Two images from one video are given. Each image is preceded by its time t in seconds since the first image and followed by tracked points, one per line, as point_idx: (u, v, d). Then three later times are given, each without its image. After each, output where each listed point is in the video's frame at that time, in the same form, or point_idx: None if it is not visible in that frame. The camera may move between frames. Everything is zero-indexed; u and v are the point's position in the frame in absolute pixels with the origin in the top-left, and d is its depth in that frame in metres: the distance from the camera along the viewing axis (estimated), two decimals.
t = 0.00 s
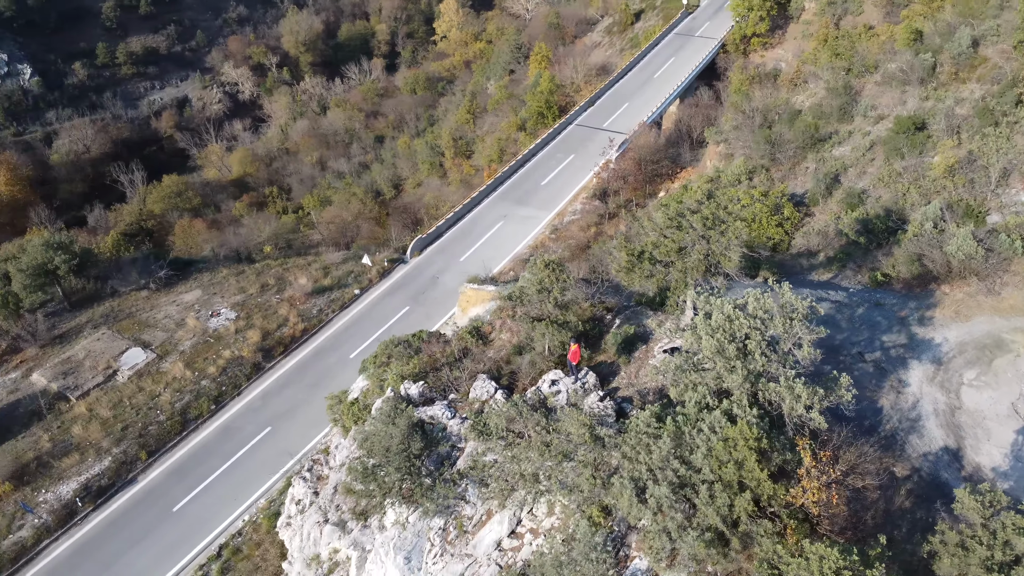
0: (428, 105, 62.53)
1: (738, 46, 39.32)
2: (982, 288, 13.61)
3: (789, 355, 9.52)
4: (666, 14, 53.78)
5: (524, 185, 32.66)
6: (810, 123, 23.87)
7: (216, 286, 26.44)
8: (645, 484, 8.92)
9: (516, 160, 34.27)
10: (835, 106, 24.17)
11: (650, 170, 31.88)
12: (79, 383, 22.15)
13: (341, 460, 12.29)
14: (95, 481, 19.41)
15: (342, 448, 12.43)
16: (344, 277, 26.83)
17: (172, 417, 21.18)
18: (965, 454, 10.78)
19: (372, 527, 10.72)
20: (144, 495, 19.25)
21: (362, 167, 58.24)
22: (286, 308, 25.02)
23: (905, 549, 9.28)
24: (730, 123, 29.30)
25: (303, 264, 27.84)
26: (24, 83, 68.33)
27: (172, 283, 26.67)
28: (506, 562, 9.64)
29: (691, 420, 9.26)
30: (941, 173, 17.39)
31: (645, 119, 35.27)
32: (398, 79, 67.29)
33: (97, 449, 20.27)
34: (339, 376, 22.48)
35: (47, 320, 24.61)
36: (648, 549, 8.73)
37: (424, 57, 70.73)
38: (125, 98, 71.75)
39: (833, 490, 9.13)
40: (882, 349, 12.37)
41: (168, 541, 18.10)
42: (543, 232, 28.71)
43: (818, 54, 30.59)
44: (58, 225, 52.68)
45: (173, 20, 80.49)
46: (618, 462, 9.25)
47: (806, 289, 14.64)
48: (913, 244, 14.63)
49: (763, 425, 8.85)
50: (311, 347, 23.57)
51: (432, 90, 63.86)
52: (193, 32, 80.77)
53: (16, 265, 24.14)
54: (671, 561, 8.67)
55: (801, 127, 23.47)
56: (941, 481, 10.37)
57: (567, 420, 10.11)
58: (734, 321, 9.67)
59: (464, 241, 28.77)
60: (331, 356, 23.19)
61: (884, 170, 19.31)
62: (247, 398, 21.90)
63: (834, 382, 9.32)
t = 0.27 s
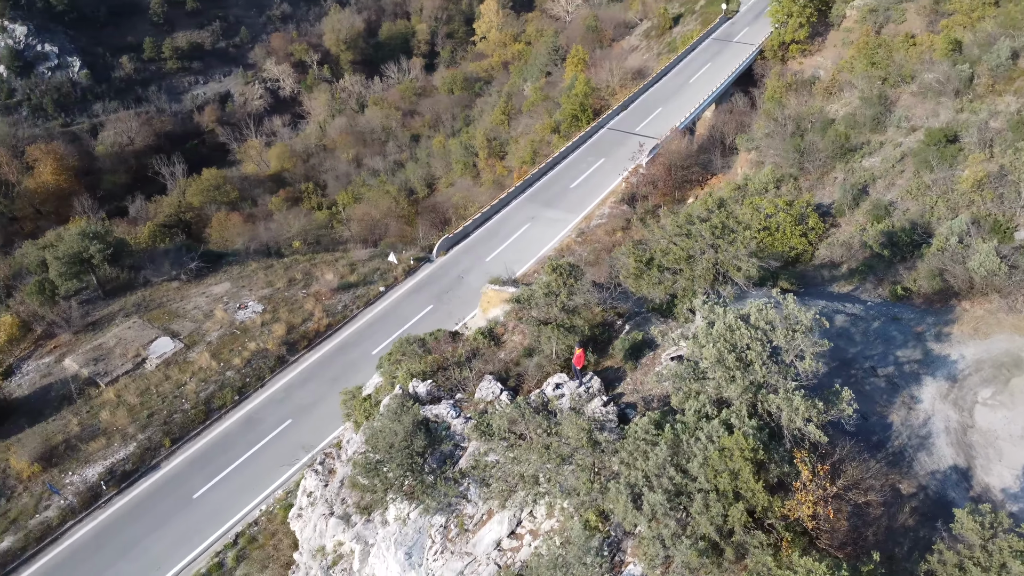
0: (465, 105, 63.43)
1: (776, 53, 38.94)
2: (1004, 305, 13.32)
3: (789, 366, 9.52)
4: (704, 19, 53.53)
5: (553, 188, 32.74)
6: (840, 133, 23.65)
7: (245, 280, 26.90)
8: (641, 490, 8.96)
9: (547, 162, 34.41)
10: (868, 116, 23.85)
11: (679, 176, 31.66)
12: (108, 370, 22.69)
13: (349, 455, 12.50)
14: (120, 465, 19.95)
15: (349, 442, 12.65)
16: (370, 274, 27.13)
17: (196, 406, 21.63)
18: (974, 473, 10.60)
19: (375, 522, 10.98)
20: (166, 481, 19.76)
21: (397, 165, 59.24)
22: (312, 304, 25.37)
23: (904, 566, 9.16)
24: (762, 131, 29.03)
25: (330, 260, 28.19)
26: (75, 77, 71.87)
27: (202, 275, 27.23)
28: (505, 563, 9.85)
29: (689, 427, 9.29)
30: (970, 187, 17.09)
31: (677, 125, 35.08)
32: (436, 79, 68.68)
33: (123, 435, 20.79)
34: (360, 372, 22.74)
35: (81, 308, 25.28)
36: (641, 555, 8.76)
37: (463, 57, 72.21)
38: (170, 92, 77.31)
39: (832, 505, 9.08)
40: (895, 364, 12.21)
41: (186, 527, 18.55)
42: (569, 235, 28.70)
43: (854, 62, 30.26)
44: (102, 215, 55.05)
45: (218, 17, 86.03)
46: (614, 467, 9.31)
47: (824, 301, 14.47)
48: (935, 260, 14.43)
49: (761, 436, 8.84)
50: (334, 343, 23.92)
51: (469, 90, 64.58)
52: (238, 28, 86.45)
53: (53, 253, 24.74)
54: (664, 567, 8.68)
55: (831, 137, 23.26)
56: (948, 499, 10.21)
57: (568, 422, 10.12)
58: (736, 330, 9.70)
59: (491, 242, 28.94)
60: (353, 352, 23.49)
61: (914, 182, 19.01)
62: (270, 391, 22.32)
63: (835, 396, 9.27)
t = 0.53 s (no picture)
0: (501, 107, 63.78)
1: (815, 61, 38.46)
2: None
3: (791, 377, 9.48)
4: (744, 25, 53.10)
5: (582, 191, 32.75)
6: (871, 144, 23.42)
7: (274, 274, 27.38)
8: (636, 497, 8.97)
9: (577, 166, 34.46)
10: (902, 127, 23.51)
11: (710, 183, 31.40)
12: (137, 358, 23.30)
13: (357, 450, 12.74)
14: (144, 451, 20.50)
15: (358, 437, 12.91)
16: (396, 272, 27.44)
17: (221, 396, 22.11)
18: (984, 494, 10.40)
19: (378, 517, 11.17)
20: (188, 469, 20.22)
21: (432, 165, 59.69)
22: (337, 299, 25.72)
23: None
24: (794, 140, 28.74)
25: (358, 257, 28.56)
26: (124, 72, 74.05)
27: (232, 268, 27.77)
28: (503, 562, 9.88)
29: (687, 436, 9.28)
30: (998, 204, 16.83)
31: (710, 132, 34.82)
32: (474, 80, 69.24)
33: (149, 422, 21.34)
34: (382, 369, 22.99)
35: (115, 296, 25.99)
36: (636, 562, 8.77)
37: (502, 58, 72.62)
38: (214, 88, 78.78)
39: (831, 520, 9.00)
40: (908, 381, 12.05)
41: (205, 515, 18.97)
42: (596, 239, 28.67)
43: (892, 73, 29.86)
44: (143, 207, 56.34)
45: (263, 15, 87.52)
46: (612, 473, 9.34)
47: (842, 314, 14.31)
48: (957, 276, 14.23)
49: (758, 447, 8.80)
50: (358, 339, 24.23)
51: (506, 92, 65.12)
52: (282, 26, 87.86)
53: (89, 243, 25.50)
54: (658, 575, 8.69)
55: (862, 148, 23.06)
56: (953, 520, 10.04)
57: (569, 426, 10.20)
58: (738, 340, 9.68)
59: (517, 244, 29.06)
60: (376, 349, 23.77)
61: (943, 196, 18.71)
62: (293, 384, 22.70)
63: (836, 410, 9.20)
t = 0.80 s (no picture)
0: (539, 109, 63.97)
1: (856, 70, 37.89)
2: None
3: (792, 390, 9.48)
4: (785, 32, 52.59)
5: (613, 196, 32.75)
6: (904, 156, 23.09)
7: (303, 269, 27.83)
8: (632, 503, 9.01)
9: (608, 171, 34.51)
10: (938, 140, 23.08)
11: (742, 192, 31.08)
12: (167, 347, 23.86)
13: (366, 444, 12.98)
14: (170, 439, 21.04)
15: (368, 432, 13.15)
16: (422, 271, 27.73)
17: (246, 387, 22.56)
18: (992, 516, 10.20)
19: (383, 511, 11.38)
20: (210, 458, 20.73)
21: (468, 165, 60.02)
22: (364, 296, 26.06)
23: None
24: (828, 150, 28.37)
25: (386, 255, 28.90)
26: (171, 67, 75.76)
27: (263, 263, 28.30)
28: (502, 562, 9.96)
29: (685, 444, 9.32)
30: None
31: (744, 140, 34.54)
32: (514, 82, 69.59)
33: (176, 410, 21.86)
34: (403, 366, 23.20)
35: (149, 287, 26.66)
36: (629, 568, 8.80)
37: (542, 62, 72.98)
38: (257, 85, 80.19)
39: (829, 534, 8.92)
40: (921, 398, 11.89)
41: (225, 504, 19.39)
42: (623, 243, 28.61)
43: (931, 84, 29.33)
44: (184, 200, 57.63)
45: (308, 14, 88.91)
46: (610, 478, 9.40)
47: (860, 328, 14.16)
48: (982, 293, 13.93)
49: (755, 458, 8.81)
50: (382, 336, 24.55)
51: (545, 94, 65.34)
52: (325, 26, 89.15)
53: (126, 234, 26.21)
54: None
55: (894, 160, 22.74)
56: (958, 540, 9.88)
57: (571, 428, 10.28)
58: (739, 350, 9.72)
59: (544, 247, 29.16)
60: (399, 347, 24.02)
61: (975, 211, 18.37)
62: (317, 378, 23.10)
63: (836, 424, 9.19)
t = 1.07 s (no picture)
0: (576, 114, 64.01)
1: (897, 81, 37.25)
2: None
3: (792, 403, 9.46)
4: (827, 41, 51.94)
5: (643, 203, 32.66)
6: (938, 170, 22.70)
7: (331, 266, 28.26)
8: (627, 509, 9.05)
9: (639, 177, 34.41)
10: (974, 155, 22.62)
11: (774, 202, 30.62)
12: (196, 339, 24.42)
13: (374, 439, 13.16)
14: (194, 428, 21.55)
15: (378, 427, 13.38)
16: (448, 272, 27.97)
17: (270, 380, 23.00)
18: (998, 539, 10.04)
19: (387, 507, 11.57)
20: (232, 449, 21.16)
21: (503, 168, 60.30)
22: (390, 295, 26.40)
23: None
24: (862, 163, 27.98)
25: (413, 255, 29.21)
26: (216, 64, 77.43)
27: (293, 259, 28.80)
28: (502, 563, 10.08)
29: (683, 452, 9.33)
30: None
31: (778, 149, 34.15)
32: (552, 86, 69.72)
33: (202, 400, 22.38)
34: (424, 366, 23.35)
35: (181, 279, 27.31)
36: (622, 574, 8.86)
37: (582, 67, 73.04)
38: (299, 83, 81.46)
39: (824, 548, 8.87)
40: (933, 417, 11.72)
41: (244, 494, 19.79)
42: (650, 251, 28.52)
43: (972, 98, 28.75)
44: (224, 195, 58.83)
45: (352, 14, 90.04)
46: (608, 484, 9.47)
47: (877, 343, 13.99)
48: (1004, 313, 13.66)
49: (751, 470, 8.80)
50: (406, 335, 24.76)
51: (583, 99, 65.41)
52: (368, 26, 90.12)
53: (161, 227, 26.88)
54: None
55: (928, 174, 22.38)
56: (962, 561, 9.73)
57: (573, 433, 10.37)
58: (740, 360, 9.72)
59: (571, 252, 29.19)
60: (421, 346, 24.20)
61: (1006, 229, 18.03)
62: (340, 374, 23.41)
63: (835, 438, 9.15)
